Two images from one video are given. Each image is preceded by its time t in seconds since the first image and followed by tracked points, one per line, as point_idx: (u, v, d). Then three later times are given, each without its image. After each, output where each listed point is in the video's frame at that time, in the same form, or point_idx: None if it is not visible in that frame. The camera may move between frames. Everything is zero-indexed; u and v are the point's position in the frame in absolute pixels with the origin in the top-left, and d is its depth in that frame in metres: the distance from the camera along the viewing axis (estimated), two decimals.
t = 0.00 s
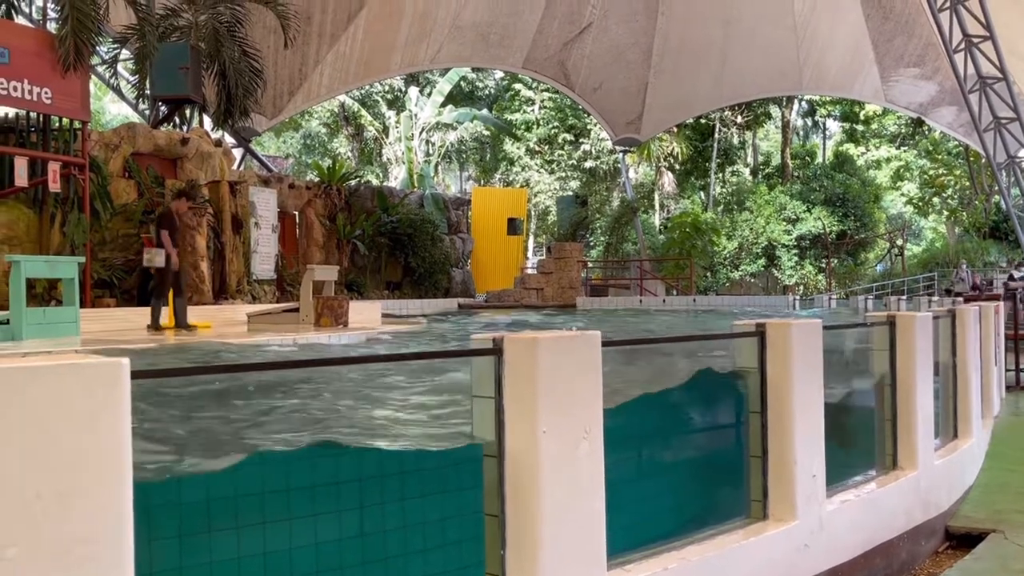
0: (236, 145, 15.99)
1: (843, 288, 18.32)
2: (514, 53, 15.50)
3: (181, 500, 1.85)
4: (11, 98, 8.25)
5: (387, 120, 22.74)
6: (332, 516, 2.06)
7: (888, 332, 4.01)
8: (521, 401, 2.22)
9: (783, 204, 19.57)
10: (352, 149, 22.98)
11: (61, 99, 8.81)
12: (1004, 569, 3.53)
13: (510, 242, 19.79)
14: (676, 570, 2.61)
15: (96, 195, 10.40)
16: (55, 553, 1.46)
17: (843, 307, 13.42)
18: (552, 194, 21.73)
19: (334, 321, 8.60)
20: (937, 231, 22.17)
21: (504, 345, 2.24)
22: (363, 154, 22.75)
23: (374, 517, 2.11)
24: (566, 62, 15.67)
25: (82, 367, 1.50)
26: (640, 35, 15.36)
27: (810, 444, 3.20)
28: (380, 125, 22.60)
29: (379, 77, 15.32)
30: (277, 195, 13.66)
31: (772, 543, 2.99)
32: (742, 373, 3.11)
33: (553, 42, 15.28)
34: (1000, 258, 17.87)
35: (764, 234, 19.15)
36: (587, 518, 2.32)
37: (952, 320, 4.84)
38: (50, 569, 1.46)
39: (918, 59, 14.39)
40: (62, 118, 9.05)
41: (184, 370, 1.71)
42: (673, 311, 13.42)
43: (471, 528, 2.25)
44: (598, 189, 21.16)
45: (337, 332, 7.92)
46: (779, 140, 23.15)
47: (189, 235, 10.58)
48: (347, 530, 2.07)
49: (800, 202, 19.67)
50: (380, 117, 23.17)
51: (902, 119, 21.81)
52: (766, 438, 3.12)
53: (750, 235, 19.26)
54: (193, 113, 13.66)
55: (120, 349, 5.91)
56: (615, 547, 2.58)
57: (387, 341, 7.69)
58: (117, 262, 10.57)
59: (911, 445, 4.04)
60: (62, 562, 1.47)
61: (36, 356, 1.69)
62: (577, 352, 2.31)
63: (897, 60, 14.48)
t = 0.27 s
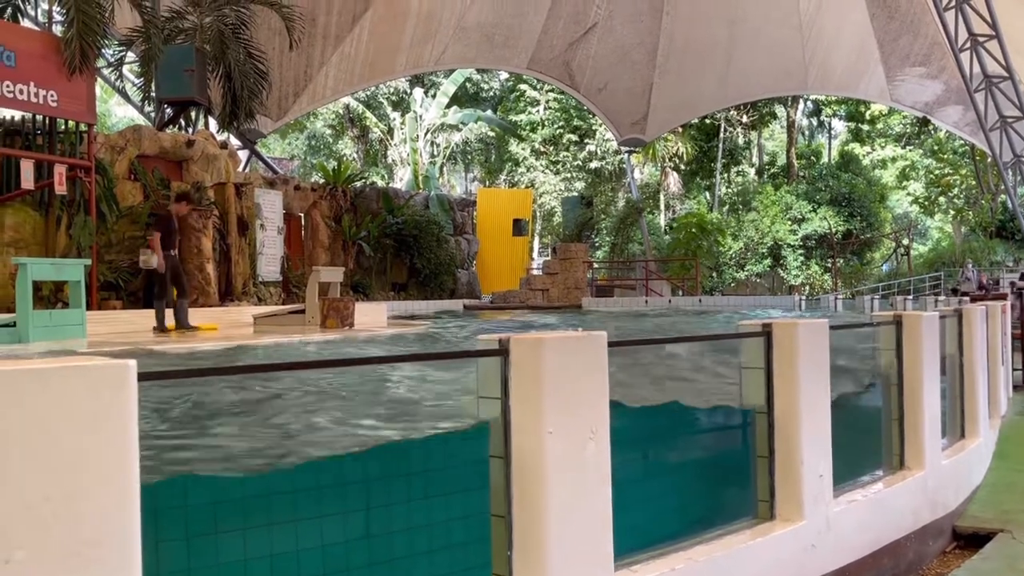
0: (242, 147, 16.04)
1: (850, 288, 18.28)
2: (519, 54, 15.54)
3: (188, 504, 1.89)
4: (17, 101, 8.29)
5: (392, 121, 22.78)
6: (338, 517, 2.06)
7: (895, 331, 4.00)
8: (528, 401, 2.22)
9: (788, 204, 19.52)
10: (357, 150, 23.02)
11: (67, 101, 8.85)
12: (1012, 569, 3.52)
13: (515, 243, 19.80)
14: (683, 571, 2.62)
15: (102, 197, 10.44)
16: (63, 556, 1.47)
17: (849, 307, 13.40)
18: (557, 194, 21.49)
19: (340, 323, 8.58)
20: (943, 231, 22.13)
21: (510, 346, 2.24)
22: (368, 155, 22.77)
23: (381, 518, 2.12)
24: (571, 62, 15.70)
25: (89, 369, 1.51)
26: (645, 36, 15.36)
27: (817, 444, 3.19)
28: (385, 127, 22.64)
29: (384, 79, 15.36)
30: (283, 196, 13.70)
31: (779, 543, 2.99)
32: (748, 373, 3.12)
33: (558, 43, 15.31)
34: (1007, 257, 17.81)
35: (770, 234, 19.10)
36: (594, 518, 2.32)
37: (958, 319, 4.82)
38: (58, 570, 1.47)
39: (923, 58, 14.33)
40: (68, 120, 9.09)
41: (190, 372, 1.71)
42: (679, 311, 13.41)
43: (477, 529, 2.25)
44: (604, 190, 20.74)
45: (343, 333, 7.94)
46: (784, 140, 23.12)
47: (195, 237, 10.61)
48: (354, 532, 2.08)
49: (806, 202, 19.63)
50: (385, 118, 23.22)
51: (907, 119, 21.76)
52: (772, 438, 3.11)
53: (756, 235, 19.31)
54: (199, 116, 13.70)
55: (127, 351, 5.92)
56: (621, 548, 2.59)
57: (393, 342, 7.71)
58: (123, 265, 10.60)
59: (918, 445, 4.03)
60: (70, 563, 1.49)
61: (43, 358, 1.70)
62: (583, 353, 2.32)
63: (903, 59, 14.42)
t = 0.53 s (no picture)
0: (248, 149, 16.08)
1: (857, 287, 18.22)
2: (525, 54, 15.57)
3: (196, 504, 1.90)
4: (25, 103, 8.33)
5: (398, 122, 22.82)
6: (344, 518, 2.07)
7: (902, 330, 4.00)
8: (535, 401, 2.22)
9: (795, 203, 19.45)
10: (363, 151, 23.06)
11: (73, 103, 8.89)
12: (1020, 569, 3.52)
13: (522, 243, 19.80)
14: (690, 571, 2.62)
15: (109, 199, 10.49)
16: (71, 556, 1.51)
17: (856, 306, 13.36)
18: (564, 194, 21.68)
19: (347, 323, 8.63)
20: (950, 229, 22.05)
21: (517, 345, 2.25)
22: (374, 156, 22.79)
23: (387, 519, 2.13)
24: (577, 62, 15.71)
25: (97, 370, 1.54)
26: (650, 36, 15.33)
27: (824, 444, 3.20)
28: (391, 128, 22.67)
29: (389, 79, 15.36)
30: (289, 197, 13.71)
31: (787, 543, 2.98)
32: (754, 373, 3.13)
33: (564, 43, 15.31)
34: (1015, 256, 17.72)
35: (777, 233, 19.04)
36: (600, 518, 2.33)
37: (966, 318, 4.81)
38: (68, 569, 1.51)
39: (929, 57, 14.20)
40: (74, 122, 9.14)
41: (196, 374, 1.73)
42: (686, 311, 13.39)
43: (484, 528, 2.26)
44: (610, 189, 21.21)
45: (349, 334, 7.96)
46: (790, 139, 23.06)
47: (201, 239, 10.63)
48: (360, 533, 2.08)
49: (813, 201, 19.56)
50: (391, 119, 23.25)
51: (914, 117, 21.67)
52: (780, 437, 3.11)
53: (762, 235, 19.13)
54: (205, 117, 13.72)
55: (135, 352, 5.95)
56: (628, 548, 2.59)
57: (399, 343, 7.73)
58: (130, 266, 10.64)
59: (926, 444, 4.02)
60: (78, 563, 1.52)
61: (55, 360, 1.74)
62: (590, 353, 2.33)
63: (909, 58, 14.33)
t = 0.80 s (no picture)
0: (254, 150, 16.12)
1: (865, 285, 18.17)
2: (530, 54, 15.58)
3: (204, 503, 1.89)
4: (33, 105, 8.38)
5: (404, 122, 22.85)
6: (353, 517, 2.09)
7: (910, 327, 3.99)
8: (542, 400, 2.25)
9: (802, 201, 19.39)
10: (369, 151, 23.10)
11: (81, 104, 8.94)
12: None
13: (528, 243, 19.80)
14: (697, 569, 2.63)
15: (116, 200, 10.55)
16: (80, 555, 1.51)
17: (864, 304, 13.34)
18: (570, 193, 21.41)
19: (353, 322, 8.73)
20: (958, 227, 21.98)
21: (524, 344, 2.27)
22: (381, 156, 22.83)
23: (395, 517, 2.15)
24: (582, 61, 15.72)
25: (106, 368, 1.54)
26: (656, 34, 15.31)
27: (832, 442, 3.20)
28: (397, 128, 22.72)
29: (395, 79, 15.39)
30: (296, 198, 13.75)
31: (794, 541, 2.99)
32: (762, 371, 3.13)
33: (569, 42, 15.32)
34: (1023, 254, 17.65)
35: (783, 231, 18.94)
36: (607, 516, 2.35)
37: (973, 315, 4.80)
38: (77, 567, 1.50)
39: (937, 54, 14.07)
40: (82, 123, 9.19)
41: (205, 373, 1.74)
42: (692, 310, 13.38)
43: (492, 527, 2.29)
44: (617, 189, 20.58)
45: (356, 333, 7.97)
46: (797, 137, 23.01)
47: (208, 239, 10.68)
48: (369, 531, 2.11)
49: (820, 199, 19.51)
50: (397, 119, 23.28)
51: (921, 115, 21.61)
52: (787, 435, 3.12)
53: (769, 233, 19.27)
54: (211, 118, 13.75)
55: (143, 351, 5.98)
56: (636, 546, 2.61)
57: (406, 342, 7.74)
58: (138, 266, 10.69)
59: (934, 441, 4.02)
60: (86, 561, 1.51)
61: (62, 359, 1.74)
62: (597, 352, 2.35)
63: (915, 56, 14.24)
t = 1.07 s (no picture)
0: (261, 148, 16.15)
1: (872, 282, 18.13)
2: (537, 51, 15.59)
3: (211, 502, 1.90)
4: (39, 104, 8.40)
5: (410, 120, 22.85)
6: (359, 516, 2.10)
7: (917, 324, 3.98)
8: (548, 398, 2.25)
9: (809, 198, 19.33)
10: (375, 149, 23.12)
11: (88, 104, 8.96)
12: None
13: (535, 241, 19.80)
14: (704, 567, 2.63)
15: (124, 199, 10.59)
16: (87, 556, 1.51)
17: (872, 301, 13.31)
18: (577, 190, 21.58)
19: (360, 321, 8.66)
20: (966, 223, 21.90)
21: (530, 342, 2.27)
22: (387, 154, 22.85)
23: (401, 516, 2.16)
24: (589, 59, 15.72)
25: (111, 367, 1.55)
26: (663, 31, 15.29)
27: (838, 439, 3.20)
28: (403, 126, 22.73)
29: (401, 77, 15.41)
30: (303, 196, 13.77)
31: (801, 539, 2.98)
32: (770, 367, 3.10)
33: (576, 40, 15.33)
34: None
35: (790, 228, 19.01)
36: (613, 514, 2.35)
37: (981, 312, 4.78)
38: (83, 566, 1.51)
39: (944, 50, 14.01)
40: (89, 122, 9.22)
41: (210, 372, 1.75)
42: (699, 307, 13.35)
43: (499, 526, 2.28)
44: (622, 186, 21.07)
45: (363, 332, 7.98)
46: (804, 133, 22.95)
47: (216, 239, 10.71)
48: (374, 530, 2.12)
49: (827, 196, 19.43)
50: (403, 117, 23.29)
51: (928, 111, 21.52)
52: (794, 433, 3.12)
53: (777, 230, 18.98)
54: (218, 117, 13.77)
55: (150, 350, 5.99)
56: (642, 544, 2.61)
57: (413, 340, 7.75)
58: (145, 265, 10.72)
59: (941, 438, 4.01)
60: (93, 561, 1.52)
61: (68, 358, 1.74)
62: (602, 350, 2.35)
63: (923, 51, 14.16)
